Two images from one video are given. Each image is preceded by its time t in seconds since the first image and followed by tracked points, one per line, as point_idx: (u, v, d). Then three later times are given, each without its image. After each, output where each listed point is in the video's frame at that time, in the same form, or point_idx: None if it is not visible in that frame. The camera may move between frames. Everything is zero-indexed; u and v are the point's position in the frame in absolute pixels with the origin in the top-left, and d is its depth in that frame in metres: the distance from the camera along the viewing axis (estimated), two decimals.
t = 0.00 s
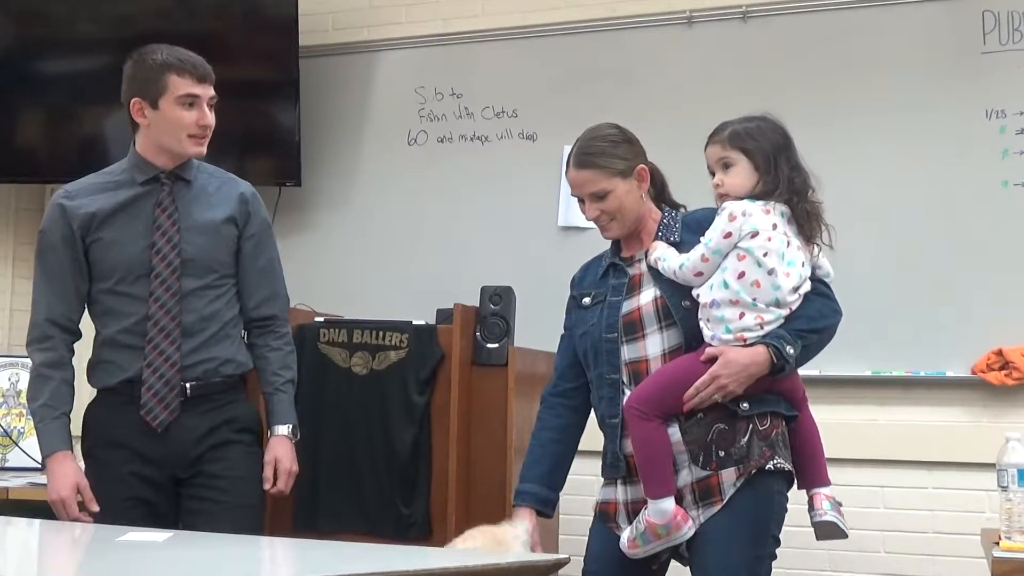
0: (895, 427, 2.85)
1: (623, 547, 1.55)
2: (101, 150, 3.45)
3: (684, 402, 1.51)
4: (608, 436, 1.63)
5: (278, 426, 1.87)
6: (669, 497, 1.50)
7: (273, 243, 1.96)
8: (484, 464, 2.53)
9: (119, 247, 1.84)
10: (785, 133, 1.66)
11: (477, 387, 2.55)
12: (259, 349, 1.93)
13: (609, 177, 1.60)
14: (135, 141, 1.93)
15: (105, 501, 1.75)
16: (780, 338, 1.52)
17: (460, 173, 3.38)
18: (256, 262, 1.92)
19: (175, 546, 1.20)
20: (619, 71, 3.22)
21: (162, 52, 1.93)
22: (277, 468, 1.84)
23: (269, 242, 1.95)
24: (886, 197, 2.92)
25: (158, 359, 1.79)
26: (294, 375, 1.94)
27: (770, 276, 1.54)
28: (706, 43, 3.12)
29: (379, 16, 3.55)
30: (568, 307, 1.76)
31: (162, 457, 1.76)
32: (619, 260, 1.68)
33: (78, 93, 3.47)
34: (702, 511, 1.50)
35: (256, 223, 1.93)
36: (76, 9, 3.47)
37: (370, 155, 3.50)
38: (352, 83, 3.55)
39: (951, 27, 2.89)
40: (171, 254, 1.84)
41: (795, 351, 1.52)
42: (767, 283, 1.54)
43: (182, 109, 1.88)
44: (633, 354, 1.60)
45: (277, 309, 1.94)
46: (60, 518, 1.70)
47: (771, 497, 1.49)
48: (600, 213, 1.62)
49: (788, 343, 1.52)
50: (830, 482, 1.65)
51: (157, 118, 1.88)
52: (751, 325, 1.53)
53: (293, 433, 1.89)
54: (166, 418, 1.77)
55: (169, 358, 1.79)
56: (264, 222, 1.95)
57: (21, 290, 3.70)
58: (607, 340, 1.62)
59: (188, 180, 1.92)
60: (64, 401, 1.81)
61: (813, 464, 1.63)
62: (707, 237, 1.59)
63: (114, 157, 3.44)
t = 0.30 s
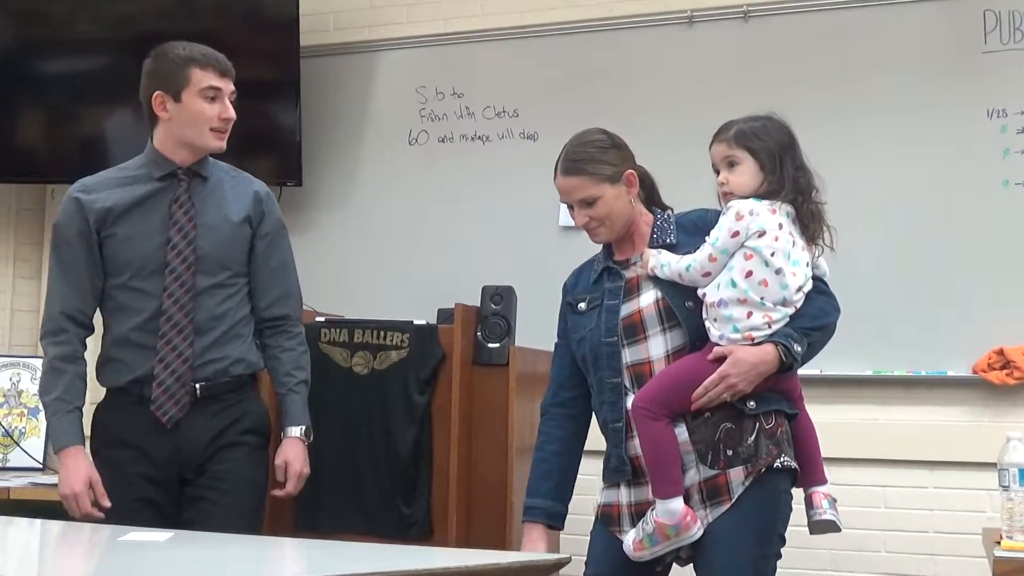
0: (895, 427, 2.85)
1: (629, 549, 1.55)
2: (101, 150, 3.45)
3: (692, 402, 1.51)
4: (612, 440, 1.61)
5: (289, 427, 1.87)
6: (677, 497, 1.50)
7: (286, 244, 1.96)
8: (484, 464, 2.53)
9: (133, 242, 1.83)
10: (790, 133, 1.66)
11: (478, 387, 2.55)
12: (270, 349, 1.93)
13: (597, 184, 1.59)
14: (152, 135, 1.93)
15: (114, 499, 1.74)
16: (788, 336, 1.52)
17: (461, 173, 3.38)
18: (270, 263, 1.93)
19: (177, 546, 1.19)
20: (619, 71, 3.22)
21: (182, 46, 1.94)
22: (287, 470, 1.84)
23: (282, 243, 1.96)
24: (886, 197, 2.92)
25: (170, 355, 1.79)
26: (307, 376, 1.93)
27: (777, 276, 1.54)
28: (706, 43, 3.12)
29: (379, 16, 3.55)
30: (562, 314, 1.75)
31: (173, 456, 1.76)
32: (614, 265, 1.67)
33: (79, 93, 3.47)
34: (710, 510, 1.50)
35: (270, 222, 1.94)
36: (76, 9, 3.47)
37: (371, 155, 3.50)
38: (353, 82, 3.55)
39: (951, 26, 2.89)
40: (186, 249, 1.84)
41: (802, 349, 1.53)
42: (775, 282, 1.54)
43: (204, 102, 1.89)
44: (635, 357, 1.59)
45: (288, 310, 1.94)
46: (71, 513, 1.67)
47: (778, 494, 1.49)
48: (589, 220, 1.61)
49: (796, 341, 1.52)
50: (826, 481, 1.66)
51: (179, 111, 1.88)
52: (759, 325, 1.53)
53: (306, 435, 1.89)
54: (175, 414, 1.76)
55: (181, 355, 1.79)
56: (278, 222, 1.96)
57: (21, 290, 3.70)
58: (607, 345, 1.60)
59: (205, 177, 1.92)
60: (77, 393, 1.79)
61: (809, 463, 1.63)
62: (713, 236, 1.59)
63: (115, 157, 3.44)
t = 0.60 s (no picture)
0: (895, 427, 2.86)
1: (630, 549, 1.55)
2: (101, 150, 3.45)
3: (692, 402, 1.51)
4: (610, 439, 1.62)
5: (311, 416, 1.88)
6: (678, 497, 1.49)
7: (306, 249, 2.00)
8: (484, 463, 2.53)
9: (159, 227, 1.83)
10: (786, 132, 1.66)
11: (477, 386, 2.55)
12: (290, 347, 1.95)
13: (595, 186, 1.59)
14: (190, 128, 1.93)
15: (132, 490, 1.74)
16: (787, 336, 1.52)
17: (461, 173, 3.38)
18: (291, 265, 1.96)
19: (178, 546, 1.19)
20: (619, 70, 3.22)
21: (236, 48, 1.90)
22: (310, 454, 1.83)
23: (304, 249, 1.99)
24: (887, 197, 2.92)
25: (188, 342, 1.78)
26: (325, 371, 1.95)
27: (775, 276, 1.54)
28: (707, 43, 3.12)
29: (379, 16, 3.55)
30: (561, 313, 1.75)
31: (190, 448, 1.75)
32: (614, 263, 1.68)
33: (79, 93, 3.47)
34: (710, 510, 1.50)
35: (294, 228, 1.97)
36: (76, 9, 3.47)
37: (371, 155, 3.50)
38: (353, 82, 3.55)
39: (951, 26, 2.89)
40: (212, 241, 1.84)
41: (802, 349, 1.53)
42: (773, 281, 1.54)
43: (243, 113, 1.87)
44: (634, 357, 1.59)
45: (307, 313, 1.97)
46: (98, 496, 1.68)
47: (778, 494, 1.49)
48: (587, 221, 1.62)
49: (795, 341, 1.52)
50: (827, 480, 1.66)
51: (215, 113, 1.87)
52: (758, 325, 1.53)
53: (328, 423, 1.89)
54: (190, 401, 1.76)
55: (199, 343, 1.79)
56: (300, 227, 1.98)
57: (22, 290, 3.70)
58: (606, 344, 1.61)
59: (233, 177, 1.93)
60: (102, 376, 1.77)
61: (808, 461, 1.63)
62: (711, 236, 1.60)
63: (115, 157, 3.44)
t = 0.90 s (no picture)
0: (896, 425, 2.86)
1: (630, 549, 1.55)
2: (101, 149, 3.44)
3: (693, 401, 1.51)
4: (611, 438, 1.61)
5: (345, 448, 1.90)
6: (678, 496, 1.49)
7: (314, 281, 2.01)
8: (484, 463, 2.52)
9: (173, 229, 1.81)
10: (785, 131, 1.66)
11: (477, 386, 2.55)
12: (305, 376, 1.98)
13: (596, 182, 1.59)
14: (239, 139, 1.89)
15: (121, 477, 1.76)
16: (787, 334, 1.52)
17: (462, 172, 3.38)
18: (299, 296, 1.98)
19: (177, 545, 1.19)
20: (619, 69, 3.22)
21: (311, 105, 1.82)
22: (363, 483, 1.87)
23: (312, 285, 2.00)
24: (887, 196, 2.92)
25: (196, 357, 1.79)
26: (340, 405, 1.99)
27: (775, 274, 1.55)
28: (707, 42, 3.12)
29: (379, 16, 3.55)
30: (561, 312, 1.74)
31: (171, 448, 1.77)
32: (615, 261, 1.68)
33: (79, 92, 3.47)
34: (710, 510, 1.50)
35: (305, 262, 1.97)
36: (76, 9, 3.47)
37: (371, 154, 3.50)
38: (353, 82, 3.55)
39: (951, 25, 2.89)
40: (228, 262, 1.84)
41: (802, 347, 1.52)
42: (773, 280, 1.54)
43: (287, 169, 1.83)
44: (635, 356, 1.59)
45: (316, 342, 2.00)
46: (96, 461, 1.66)
47: (779, 494, 1.49)
48: (586, 217, 1.62)
49: (795, 340, 1.52)
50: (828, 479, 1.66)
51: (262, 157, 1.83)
52: (758, 324, 1.53)
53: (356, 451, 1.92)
54: (196, 419, 1.78)
55: (206, 359, 1.80)
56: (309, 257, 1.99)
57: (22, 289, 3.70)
58: (607, 342, 1.61)
59: (254, 202, 1.91)
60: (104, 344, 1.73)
61: (808, 460, 1.63)
62: (711, 235, 1.60)
63: (115, 156, 3.44)
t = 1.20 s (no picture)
0: (897, 424, 2.86)
1: (634, 551, 1.55)
2: (102, 149, 3.45)
3: (699, 401, 1.51)
4: (614, 440, 1.60)
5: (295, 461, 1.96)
6: (684, 497, 1.49)
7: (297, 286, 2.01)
8: (485, 463, 2.52)
9: (168, 235, 1.82)
10: (786, 129, 1.66)
11: (478, 385, 2.54)
12: (278, 385, 1.98)
13: (585, 182, 1.59)
14: (236, 144, 1.89)
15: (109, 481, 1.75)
16: (793, 332, 1.52)
17: (462, 172, 3.38)
18: (280, 303, 1.98)
19: (176, 543, 1.20)
20: (620, 68, 3.21)
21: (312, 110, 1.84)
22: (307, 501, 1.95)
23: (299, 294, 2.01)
24: (888, 196, 2.91)
25: (208, 369, 1.82)
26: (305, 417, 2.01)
27: (780, 272, 1.55)
28: (707, 41, 3.12)
29: (380, 14, 3.55)
30: (561, 312, 1.74)
31: (164, 449, 1.77)
32: (613, 262, 1.67)
33: (79, 91, 3.47)
34: (716, 510, 1.50)
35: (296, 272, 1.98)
36: (77, 8, 3.47)
37: (371, 154, 3.50)
38: (354, 81, 3.55)
39: (952, 23, 2.89)
40: (226, 268, 1.85)
41: (808, 346, 1.53)
42: (778, 278, 1.55)
43: (286, 170, 1.84)
44: (639, 356, 1.59)
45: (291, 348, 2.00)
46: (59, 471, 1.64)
47: (785, 494, 1.49)
48: (576, 217, 1.62)
49: (801, 338, 1.52)
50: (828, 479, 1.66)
51: (260, 161, 1.84)
52: (764, 322, 1.53)
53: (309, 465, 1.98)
54: (211, 426, 1.81)
55: (217, 368, 1.83)
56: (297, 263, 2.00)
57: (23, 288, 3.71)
58: (609, 342, 1.60)
59: (250, 207, 1.92)
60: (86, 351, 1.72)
61: (810, 458, 1.63)
62: (715, 234, 1.60)
63: (115, 156, 3.44)
